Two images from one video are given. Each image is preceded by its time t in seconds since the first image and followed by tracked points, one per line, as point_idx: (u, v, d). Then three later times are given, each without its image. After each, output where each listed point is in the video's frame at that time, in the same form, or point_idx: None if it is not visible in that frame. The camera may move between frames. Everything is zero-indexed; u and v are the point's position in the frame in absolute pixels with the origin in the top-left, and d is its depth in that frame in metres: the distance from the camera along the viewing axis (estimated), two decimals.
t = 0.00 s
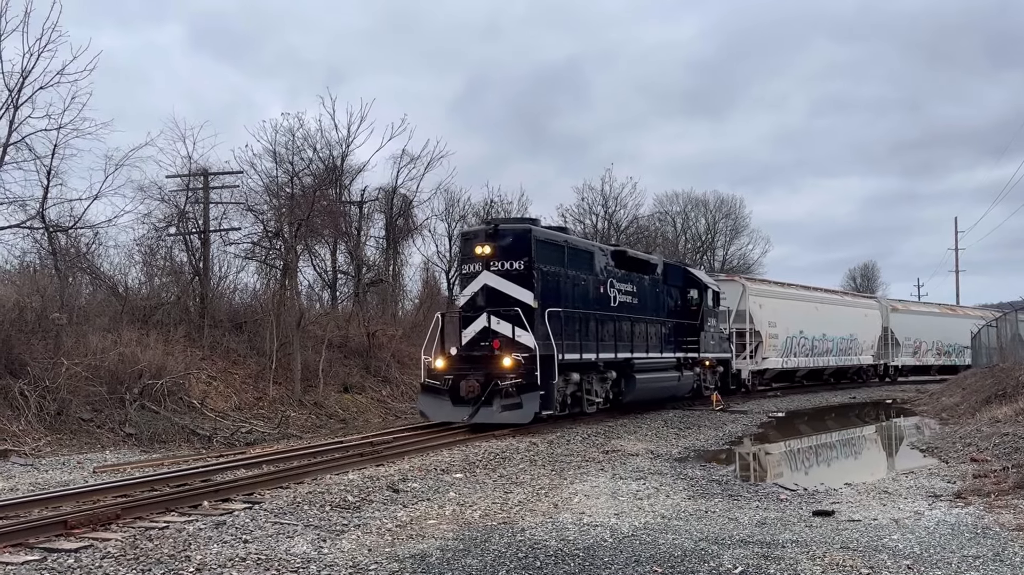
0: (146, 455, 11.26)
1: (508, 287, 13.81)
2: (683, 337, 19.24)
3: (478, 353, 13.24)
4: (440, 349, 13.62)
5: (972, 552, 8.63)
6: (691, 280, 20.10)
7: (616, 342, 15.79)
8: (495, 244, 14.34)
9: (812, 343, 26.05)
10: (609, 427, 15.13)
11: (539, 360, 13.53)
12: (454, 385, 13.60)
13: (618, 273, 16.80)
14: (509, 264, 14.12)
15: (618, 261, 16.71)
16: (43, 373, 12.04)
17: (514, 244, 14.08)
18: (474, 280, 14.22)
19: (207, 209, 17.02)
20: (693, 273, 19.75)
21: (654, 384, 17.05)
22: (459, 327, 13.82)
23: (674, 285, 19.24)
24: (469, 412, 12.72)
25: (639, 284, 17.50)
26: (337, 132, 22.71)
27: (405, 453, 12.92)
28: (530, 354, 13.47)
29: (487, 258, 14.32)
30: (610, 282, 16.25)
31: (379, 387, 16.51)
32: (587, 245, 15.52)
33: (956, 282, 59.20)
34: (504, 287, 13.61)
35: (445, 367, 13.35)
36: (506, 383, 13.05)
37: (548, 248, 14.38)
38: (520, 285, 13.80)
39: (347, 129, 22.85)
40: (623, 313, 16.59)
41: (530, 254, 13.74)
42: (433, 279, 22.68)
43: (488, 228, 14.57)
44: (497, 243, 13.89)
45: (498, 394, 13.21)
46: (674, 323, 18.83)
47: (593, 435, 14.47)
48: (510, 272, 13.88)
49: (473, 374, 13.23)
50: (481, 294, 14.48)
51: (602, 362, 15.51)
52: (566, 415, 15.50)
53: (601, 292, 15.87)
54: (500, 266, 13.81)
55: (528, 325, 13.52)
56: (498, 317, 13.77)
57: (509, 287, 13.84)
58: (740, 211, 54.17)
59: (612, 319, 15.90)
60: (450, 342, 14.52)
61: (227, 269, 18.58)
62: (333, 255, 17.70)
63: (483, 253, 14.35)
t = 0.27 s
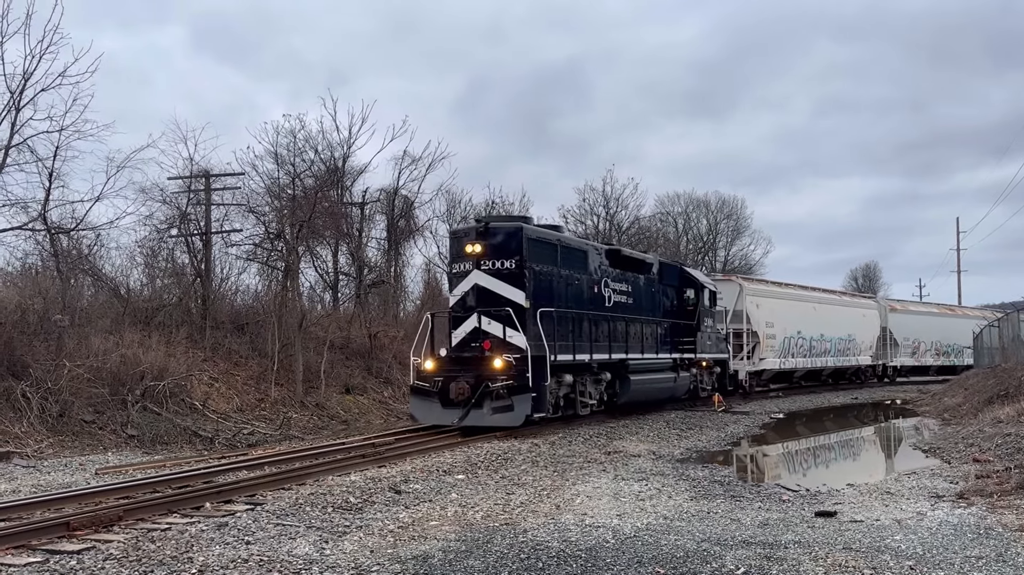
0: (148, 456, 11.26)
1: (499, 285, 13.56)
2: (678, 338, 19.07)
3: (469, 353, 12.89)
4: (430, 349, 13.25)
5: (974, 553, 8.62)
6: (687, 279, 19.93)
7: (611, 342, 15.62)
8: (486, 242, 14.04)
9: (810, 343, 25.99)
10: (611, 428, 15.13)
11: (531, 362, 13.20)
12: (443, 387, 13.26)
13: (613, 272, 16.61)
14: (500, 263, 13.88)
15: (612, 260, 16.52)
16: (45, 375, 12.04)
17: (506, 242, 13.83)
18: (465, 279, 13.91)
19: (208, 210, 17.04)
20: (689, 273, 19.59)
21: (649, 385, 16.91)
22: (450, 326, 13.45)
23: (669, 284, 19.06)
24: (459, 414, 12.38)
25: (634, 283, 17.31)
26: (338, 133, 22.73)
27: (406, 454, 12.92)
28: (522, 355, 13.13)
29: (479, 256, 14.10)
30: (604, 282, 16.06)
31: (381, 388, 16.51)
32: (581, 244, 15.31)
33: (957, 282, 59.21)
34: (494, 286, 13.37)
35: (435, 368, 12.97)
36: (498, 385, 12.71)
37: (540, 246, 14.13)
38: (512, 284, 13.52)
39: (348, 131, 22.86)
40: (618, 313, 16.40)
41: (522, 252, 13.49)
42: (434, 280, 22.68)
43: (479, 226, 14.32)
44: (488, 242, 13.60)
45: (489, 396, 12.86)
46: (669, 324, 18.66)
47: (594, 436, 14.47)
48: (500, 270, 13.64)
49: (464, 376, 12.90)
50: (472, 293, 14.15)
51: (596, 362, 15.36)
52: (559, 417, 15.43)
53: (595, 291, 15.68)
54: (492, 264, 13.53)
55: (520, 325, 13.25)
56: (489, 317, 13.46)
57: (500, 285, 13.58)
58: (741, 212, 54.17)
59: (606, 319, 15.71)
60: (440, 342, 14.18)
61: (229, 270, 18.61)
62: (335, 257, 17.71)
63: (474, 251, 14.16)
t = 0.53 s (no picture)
0: (149, 458, 11.27)
1: (489, 285, 13.27)
2: (675, 338, 18.85)
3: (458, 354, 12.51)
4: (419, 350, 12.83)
5: (977, 553, 8.61)
6: (683, 279, 19.68)
7: (605, 343, 15.39)
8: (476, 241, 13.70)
9: (807, 344, 25.91)
10: (612, 430, 15.13)
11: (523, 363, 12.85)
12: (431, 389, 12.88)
13: (607, 272, 16.36)
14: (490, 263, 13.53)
15: (607, 260, 16.28)
16: (47, 377, 12.04)
17: (496, 240, 13.48)
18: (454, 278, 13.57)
19: (210, 212, 17.06)
20: (686, 272, 19.37)
21: (643, 387, 16.73)
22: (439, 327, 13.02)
23: (664, 284, 18.83)
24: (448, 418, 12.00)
25: (629, 283, 17.08)
26: (339, 135, 22.76)
27: (408, 455, 12.92)
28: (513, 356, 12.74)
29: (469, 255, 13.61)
30: (598, 282, 15.83)
31: (382, 389, 16.52)
32: (574, 243, 15.04)
33: (959, 283, 59.22)
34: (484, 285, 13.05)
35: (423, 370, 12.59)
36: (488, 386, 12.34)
37: (532, 245, 13.84)
38: (502, 284, 13.20)
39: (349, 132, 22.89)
40: (613, 313, 16.16)
41: (512, 251, 13.20)
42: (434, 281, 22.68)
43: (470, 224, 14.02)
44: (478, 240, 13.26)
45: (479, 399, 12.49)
46: (665, 324, 18.44)
47: (596, 437, 14.47)
48: (490, 270, 13.34)
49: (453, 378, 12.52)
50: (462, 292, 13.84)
51: (588, 364, 15.16)
52: (551, 419, 15.29)
53: (588, 291, 15.42)
54: (481, 263, 13.21)
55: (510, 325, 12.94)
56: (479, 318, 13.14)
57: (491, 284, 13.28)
58: (742, 212, 54.16)
59: (600, 319, 15.47)
60: (427, 343, 13.81)
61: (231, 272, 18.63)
62: (336, 258, 17.72)
63: (462, 251, 13.54)
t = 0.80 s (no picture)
0: (151, 459, 11.26)
1: (479, 285, 12.95)
2: (671, 339, 18.50)
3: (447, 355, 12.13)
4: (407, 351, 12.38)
5: (979, 554, 8.59)
6: (680, 278, 19.29)
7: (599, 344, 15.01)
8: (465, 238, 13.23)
9: (805, 344, 25.86)
10: (614, 431, 15.13)
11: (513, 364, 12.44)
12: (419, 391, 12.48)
13: (601, 271, 15.93)
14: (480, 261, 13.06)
15: (601, 258, 15.89)
16: (48, 379, 12.04)
17: (485, 238, 12.99)
18: (443, 277, 13.14)
19: (211, 213, 17.09)
20: (682, 271, 19.01)
21: (638, 388, 16.44)
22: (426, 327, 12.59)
23: (660, 284, 18.42)
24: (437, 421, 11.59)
25: (624, 282, 16.69)
26: (340, 136, 22.75)
27: (409, 456, 12.91)
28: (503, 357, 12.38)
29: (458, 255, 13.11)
30: (592, 280, 15.42)
31: (384, 391, 16.53)
32: (568, 241, 14.58)
33: (960, 284, 59.20)
34: (473, 284, 12.69)
35: (410, 371, 12.18)
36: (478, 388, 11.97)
37: (524, 243, 13.36)
38: (492, 284, 12.75)
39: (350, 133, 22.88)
40: (607, 313, 15.76)
41: (504, 249, 12.72)
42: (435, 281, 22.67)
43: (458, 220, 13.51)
44: (467, 238, 12.80)
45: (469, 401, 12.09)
46: (661, 324, 18.08)
47: (598, 438, 14.46)
48: (479, 269, 12.88)
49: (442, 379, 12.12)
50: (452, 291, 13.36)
51: (581, 365, 14.81)
52: (544, 422, 15.00)
53: (582, 290, 14.99)
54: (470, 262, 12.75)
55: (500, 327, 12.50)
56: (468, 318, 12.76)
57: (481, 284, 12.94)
58: (744, 213, 54.15)
59: (594, 319, 15.06)
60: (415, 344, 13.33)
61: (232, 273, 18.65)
62: (337, 259, 17.73)
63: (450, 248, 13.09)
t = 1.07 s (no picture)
0: (152, 460, 11.27)
1: (468, 284, 12.82)
2: (667, 339, 18.37)
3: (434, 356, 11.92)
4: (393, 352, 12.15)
5: (982, 555, 8.58)
6: (676, 278, 19.21)
7: (591, 345, 14.81)
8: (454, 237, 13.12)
9: (803, 345, 25.82)
10: (616, 431, 15.14)
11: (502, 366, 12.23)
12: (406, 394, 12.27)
13: (594, 270, 15.78)
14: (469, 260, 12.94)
15: (595, 258, 15.77)
16: (50, 380, 12.05)
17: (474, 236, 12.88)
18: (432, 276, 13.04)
19: (213, 215, 17.13)
20: (678, 271, 18.94)
21: (632, 390, 16.20)
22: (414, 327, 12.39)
23: (655, 283, 18.26)
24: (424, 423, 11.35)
25: (618, 281, 16.57)
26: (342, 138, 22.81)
27: (410, 457, 12.91)
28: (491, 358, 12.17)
29: (445, 253, 12.93)
30: (586, 280, 15.31)
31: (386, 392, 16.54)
32: (559, 239, 14.45)
33: (962, 284, 59.16)
34: (461, 284, 12.56)
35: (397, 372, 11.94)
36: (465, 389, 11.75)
37: (514, 241, 13.24)
38: (480, 283, 12.63)
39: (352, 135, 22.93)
40: (601, 313, 15.59)
41: (493, 248, 12.61)
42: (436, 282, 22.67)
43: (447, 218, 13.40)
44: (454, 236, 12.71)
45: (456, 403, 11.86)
46: (657, 325, 17.97)
47: (599, 439, 14.47)
48: (467, 267, 12.72)
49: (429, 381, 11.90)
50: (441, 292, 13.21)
51: (574, 366, 14.58)
52: (536, 425, 14.77)
53: (574, 290, 14.85)
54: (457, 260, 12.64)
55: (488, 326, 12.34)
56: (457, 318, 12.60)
57: (469, 284, 12.80)
58: (745, 214, 54.13)
59: (587, 319, 14.87)
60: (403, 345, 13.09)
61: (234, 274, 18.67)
62: (338, 260, 17.75)
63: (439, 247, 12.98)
